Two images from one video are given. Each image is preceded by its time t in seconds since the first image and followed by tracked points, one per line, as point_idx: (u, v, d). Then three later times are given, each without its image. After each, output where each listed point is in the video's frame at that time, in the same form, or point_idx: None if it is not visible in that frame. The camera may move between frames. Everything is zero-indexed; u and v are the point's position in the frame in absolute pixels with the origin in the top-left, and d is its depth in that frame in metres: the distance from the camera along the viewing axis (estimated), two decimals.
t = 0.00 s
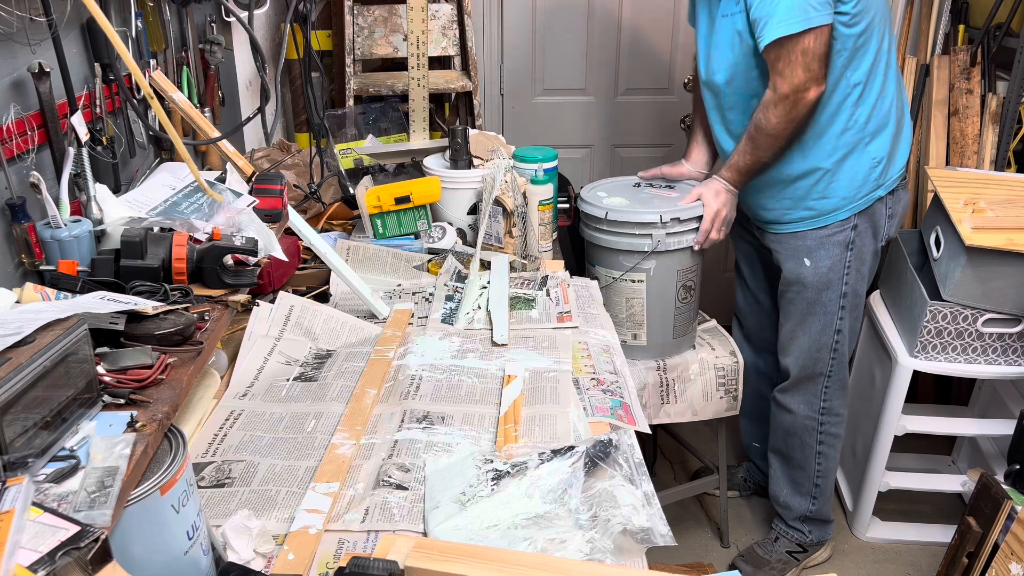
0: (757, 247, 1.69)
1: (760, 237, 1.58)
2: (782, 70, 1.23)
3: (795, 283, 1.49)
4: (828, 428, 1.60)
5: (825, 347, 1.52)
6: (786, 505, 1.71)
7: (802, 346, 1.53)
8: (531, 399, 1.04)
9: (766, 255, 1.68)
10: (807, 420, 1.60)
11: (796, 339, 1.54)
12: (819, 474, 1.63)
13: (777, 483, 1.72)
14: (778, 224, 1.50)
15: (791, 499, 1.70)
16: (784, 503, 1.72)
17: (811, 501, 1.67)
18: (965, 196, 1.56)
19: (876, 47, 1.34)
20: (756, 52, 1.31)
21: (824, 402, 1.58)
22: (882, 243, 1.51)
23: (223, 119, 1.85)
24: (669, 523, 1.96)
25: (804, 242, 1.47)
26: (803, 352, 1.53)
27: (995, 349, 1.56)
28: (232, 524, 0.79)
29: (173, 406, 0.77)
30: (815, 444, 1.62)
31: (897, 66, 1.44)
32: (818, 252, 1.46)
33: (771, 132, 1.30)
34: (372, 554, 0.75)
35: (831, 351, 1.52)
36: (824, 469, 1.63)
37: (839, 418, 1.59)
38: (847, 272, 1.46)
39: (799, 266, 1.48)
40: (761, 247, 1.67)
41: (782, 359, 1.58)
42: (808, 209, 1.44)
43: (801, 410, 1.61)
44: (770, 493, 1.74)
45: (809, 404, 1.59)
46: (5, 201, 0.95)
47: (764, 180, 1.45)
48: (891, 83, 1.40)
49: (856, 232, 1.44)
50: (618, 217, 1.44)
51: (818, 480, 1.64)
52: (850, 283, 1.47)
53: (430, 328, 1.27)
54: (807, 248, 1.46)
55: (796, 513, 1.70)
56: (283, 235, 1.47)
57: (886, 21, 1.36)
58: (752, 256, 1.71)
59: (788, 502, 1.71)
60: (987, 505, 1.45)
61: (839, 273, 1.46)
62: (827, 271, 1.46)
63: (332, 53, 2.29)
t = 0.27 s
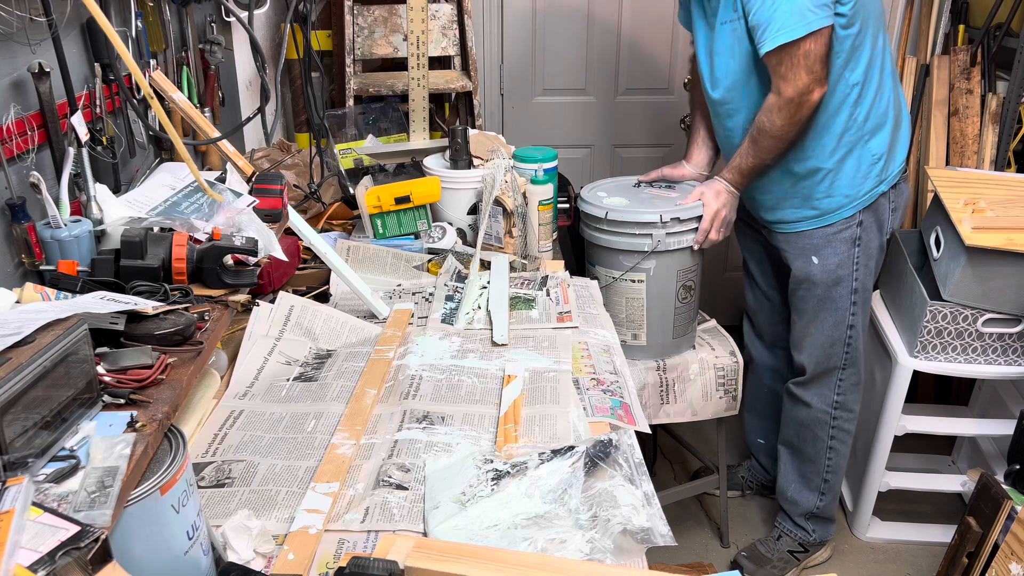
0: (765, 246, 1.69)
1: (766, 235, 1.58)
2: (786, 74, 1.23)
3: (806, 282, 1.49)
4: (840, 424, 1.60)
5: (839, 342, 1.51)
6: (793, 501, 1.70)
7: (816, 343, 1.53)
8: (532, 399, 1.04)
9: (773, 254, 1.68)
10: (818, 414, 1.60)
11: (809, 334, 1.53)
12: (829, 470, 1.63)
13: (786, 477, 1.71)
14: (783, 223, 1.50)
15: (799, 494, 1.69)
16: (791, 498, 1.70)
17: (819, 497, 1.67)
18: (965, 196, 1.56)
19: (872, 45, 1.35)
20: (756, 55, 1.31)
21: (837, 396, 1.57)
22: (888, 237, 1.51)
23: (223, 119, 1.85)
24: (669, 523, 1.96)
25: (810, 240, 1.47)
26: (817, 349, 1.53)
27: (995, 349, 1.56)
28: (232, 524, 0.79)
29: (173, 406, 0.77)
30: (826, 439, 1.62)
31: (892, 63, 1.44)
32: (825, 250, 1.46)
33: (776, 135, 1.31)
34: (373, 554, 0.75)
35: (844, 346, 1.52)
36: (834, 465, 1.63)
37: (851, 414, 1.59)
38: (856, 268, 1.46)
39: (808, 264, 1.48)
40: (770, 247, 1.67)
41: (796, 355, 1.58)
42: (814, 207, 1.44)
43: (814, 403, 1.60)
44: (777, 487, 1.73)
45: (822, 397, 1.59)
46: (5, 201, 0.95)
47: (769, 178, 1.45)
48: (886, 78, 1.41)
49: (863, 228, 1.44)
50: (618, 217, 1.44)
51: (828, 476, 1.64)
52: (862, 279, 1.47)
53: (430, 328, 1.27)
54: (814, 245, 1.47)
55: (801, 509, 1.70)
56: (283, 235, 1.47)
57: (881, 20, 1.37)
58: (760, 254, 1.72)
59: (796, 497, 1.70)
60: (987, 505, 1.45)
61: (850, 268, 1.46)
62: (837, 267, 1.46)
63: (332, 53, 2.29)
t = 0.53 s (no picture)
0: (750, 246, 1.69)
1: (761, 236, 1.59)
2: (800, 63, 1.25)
3: (795, 277, 1.49)
4: (825, 427, 1.60)
5: (822, 343, 1.51)
6: (786, 506, 1.71)
7: (798, 342, 1.52)
8: (532, 399, 1.04)
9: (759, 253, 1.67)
10: (805, 419, 1.60)
11: (790, 335, 1.53)
12: (818, 474, 1.63)
13: (776, 484, 1.71)
14: (777, 218, 1.50)
15: (791, 499, 1.70)
16: (784, 504, 1.71)
17: (811, 500, 1.67)
18: (965, 196, 1.56)
19: (891, 47, 1.38)
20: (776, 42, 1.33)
21: (820, 400, 1.57)
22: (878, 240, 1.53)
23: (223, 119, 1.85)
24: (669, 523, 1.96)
25: (805, 235, 1.47)
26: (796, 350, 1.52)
27: (995, 349, 1.56)
28: (232, 524, 0.79)
29: (173, 407, 0.77)
30: (813, 443, 1.61)
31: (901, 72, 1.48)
32: (820, 245, 1.46)
33: (781, 127, 1.32)
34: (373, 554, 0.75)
35: (829, 346, 1.52)
36: (823, 468, 1.63)
37: (835, 416, 1.59)
38: (846, 266, 1.47)
39: (800, 259, 1.48)
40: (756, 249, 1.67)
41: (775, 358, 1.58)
42: (813, 203, 1.44)
43: (798, 409, 1.60)
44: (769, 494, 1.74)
45: (805, 402, 1.58)
46: (5, 201, 0.95)
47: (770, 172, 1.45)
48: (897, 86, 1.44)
49: (857, 228, 1.46)
50: (618, 217, 1.44)
51: (817, 479, 1.64)
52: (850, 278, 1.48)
53: (430, 328, 1.27)
54: (809, 240, 1.47)
55: (795, 513, 1.70)
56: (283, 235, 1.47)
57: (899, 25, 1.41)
58: (742, 255, 1.71)
59: (788, 503, 1.70)
60: (987, 505, 1.45)
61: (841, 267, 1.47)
62: (829, 263, 1.46)
63: (332, 53, 2.29)
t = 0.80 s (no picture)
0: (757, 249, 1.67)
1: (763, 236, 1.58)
2: (835, 49, 1.22)
3: (799, 276, 1.48)
4: (837, 435, 1.56)
5: (829, 345, 1.49)
6: (802, 524, 1.64)
7: (799, 343, 1.50)
8: (532, 399, 1.04)
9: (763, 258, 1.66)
10: (817, 430, 1.55)
11: (793, 338, 1.51)
12: (833, 484, 1.59)
13: (789, 501, 1.65)
14: (782, 215, 1.49)
15: (807, 516, 1.63)
16: (800, 522, 1.64)
17: (827, 514, 1.62)
18: (965, 196, 1.56)
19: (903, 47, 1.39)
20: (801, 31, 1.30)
21: (830, 407, 1.54)
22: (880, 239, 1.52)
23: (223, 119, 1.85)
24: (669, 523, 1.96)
25: (811, 232, 1.46)
26: (799, 354, 1.50)
27: (995, 349, 1.56)
28: (232, 524, 0.79)
29: (173, 407, 0.77)
30: (826, 453, 1.57)
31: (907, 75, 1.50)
32: (825, 243, 1.46)
33: (804, 116, 1.28)
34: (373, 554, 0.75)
35: (835, 350, 1.50)
36: (837, 477, 1.59)
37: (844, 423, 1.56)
38: (850, 265, 1.46)
39: (805, 257, 1.47)
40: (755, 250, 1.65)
41: (777, 363, 1.55)
42: (819, 200, 1.44)
43: (809, 420, 1.55)
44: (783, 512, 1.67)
45: (816, 411, 1.55)
46: (5, 201, 0.95)
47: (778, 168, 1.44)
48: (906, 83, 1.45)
49: (863, 226, 1.45)
50: (618, 217, 1.44)
51: (833, 490, 1.59)
52: (854, 279, 1.46)
53: (430, 328, 1.27)
54: (814, 238, 1.46)
55: (813, 529, 1.63)
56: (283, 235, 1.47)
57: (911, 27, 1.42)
58: (744, 261, 1.71)
59: (804, 520, 1.63)
60: (987, 504, 1.45)
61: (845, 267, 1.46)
62: (834, 261, 1.45)
63: (332, 53, 2.29)
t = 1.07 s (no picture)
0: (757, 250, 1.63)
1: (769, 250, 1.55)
2: (887, 65, 1.07)
3: (811, 295, 1.43)
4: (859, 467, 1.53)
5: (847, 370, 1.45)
6: (823, 565, 1.62)
7: (815, 367, 1.47)
8: (532, 399, 1.04)
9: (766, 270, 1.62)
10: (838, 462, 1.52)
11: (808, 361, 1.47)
12: (855, 520, 1.56)
13: (809, 539, 1.63)
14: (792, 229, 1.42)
15: (828, 555, 1.61)
16: (821, 564, 1.62)
17: (849, 553, 1.59)
18: (965, 196, 1.56)
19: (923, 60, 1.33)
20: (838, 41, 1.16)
21: (849, 435, 1.51)
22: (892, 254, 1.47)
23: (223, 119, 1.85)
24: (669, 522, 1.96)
25: (822, 250, 1.41)
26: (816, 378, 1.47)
27: (995, 349, 1.56)
28: (232, 524, 0.79)
29: (173, 406, 0.77)
30: (849, 488, 1.54)
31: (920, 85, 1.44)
32: (837, 261, 1.40)
33: (856, 138, 1.11)
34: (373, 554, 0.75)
35: (853, 374, 1.46)
36: (860, 513, 1.56)
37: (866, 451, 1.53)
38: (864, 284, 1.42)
39: (817, 277, 1.42)
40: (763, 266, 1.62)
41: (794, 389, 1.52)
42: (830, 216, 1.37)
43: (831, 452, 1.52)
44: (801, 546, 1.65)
45: (837, 442, 1.51)
46: (5, 201, 0.95)
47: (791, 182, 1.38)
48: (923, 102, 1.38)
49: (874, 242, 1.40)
50: (618, 217, 1.45)
51: (855, 528, 1.56)
52: (869, 298, 1.43)
53: (430, 328, 1.27)
54: (826, 256, 1.40)
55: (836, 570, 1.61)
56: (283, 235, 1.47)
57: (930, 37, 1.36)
58: (751, 276, 1.69)
59: (824, 559, 1.62)
60: (987, 504, 1.45)
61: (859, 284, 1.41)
62: (847, 280, 1.41)
63: (332, 53, 2.29)
